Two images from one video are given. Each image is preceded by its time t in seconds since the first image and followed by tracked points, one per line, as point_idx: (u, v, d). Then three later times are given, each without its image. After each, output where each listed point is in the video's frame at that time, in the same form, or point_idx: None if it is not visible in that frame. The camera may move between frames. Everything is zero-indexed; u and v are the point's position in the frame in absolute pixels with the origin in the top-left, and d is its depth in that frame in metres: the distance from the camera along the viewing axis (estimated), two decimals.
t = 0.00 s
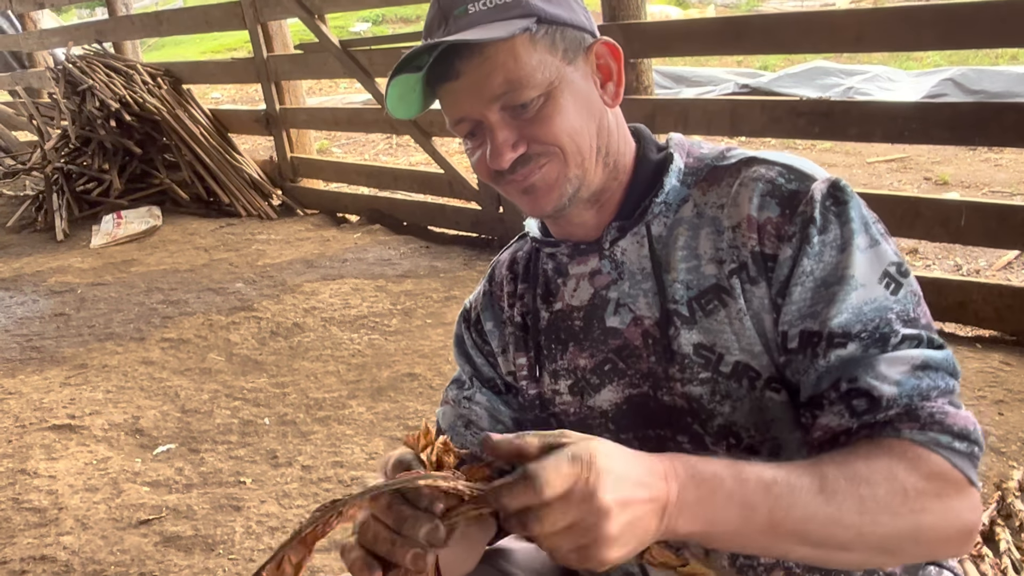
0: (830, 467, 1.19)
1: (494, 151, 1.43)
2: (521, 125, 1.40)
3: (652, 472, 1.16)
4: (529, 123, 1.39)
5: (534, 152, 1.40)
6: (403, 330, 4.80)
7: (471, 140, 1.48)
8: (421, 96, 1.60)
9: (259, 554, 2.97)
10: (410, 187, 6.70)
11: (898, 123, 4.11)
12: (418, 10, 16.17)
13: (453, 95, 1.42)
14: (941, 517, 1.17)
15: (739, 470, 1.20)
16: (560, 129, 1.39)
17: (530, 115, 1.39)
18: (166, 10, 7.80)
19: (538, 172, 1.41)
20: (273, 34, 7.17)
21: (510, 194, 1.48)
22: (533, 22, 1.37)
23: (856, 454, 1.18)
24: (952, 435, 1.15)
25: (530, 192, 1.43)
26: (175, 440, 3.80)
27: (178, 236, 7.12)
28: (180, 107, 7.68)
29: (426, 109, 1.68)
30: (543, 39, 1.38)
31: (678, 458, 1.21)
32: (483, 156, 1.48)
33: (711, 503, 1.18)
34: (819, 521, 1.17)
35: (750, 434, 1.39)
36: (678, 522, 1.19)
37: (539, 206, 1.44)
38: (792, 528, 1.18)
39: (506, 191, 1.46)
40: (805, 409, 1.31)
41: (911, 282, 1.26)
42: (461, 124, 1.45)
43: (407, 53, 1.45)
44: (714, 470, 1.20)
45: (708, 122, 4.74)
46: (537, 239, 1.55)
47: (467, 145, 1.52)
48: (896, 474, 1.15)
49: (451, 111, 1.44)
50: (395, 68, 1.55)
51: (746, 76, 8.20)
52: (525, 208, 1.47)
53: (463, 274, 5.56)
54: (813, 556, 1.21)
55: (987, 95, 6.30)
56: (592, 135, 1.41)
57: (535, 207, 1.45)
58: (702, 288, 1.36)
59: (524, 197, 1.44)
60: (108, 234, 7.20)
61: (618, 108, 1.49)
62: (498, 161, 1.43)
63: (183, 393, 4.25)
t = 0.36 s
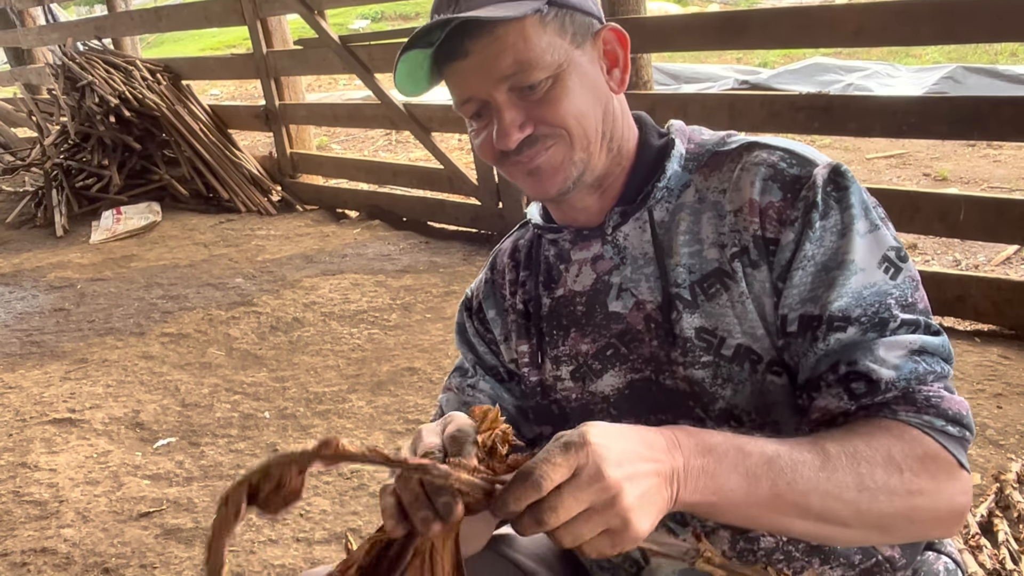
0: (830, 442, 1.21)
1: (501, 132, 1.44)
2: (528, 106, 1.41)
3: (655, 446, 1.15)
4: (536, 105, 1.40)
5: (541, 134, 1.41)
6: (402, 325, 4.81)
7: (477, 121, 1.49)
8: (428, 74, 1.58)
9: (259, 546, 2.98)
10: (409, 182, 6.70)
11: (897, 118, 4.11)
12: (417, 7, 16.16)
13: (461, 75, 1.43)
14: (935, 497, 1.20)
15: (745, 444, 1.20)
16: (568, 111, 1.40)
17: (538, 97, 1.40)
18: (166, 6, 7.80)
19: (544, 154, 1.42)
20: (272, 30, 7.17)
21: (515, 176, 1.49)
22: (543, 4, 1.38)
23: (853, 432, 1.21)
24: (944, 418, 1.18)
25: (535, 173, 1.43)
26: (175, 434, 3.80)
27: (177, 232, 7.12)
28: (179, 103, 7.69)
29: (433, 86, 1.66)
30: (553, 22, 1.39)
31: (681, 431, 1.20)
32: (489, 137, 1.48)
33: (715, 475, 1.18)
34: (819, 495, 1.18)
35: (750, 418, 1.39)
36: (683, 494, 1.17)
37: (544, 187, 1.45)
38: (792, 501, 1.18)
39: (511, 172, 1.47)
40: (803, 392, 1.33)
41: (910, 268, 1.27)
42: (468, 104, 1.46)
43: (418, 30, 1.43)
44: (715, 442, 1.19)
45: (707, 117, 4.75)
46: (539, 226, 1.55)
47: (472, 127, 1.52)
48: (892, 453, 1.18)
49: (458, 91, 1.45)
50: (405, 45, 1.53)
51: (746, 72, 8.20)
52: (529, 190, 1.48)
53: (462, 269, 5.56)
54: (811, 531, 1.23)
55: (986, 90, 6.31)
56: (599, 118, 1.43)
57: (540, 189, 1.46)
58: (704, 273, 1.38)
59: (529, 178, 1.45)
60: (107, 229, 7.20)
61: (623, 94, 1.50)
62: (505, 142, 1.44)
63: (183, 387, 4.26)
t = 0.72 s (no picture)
0: (826, 445, 1.19)
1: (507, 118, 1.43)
2: (534, 93, 1.41)
3: (660, 454, 1.12)
4: (543, 92, 1.41)
5: (546, 121, 1.41)
6: (400, 321, 4.80)
7: (479, 107, 1.48)
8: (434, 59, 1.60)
9: (258, 542, 2.97)
10: (406, 179, 6.70)
11: (893, 114, 4.12)
12: (414, 5, 16.16)
13: (467, 57, 1.42)
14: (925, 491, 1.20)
15: (745, 449, 1.18)
16: (575, 99, 1.40)
17: (545, 84, 1.40)
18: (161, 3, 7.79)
19: (548, 142, 1.42)
20: (268, 27, 7.16)
21: (516, 164, 1.48)
22: None
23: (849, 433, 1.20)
24: (935, 414, 1.19)
25: (539, 160, 1.43)
26: (173, 431, 3.80)
27: (174, 229, 7.11)
28: (175, 100, 7.68)
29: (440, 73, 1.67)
30: (563, 10, 1.40)
31: (681, 435, 1.17)
32: (492, 123, 1.48)
33: (713, 481, 1.15)
34: (817, 498, 1.17)
35: (747, 409, 1.40)
36: (684, 501, 1.14)
37: (545, 176, 1.44)
38: (790, 505, 1.17)
39: (513, 160, 1.47)
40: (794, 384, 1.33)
41: (904, 262, 1.27)
42: (472, 89, 1.46)
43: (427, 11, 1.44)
44: (715, 449, 1.17)
45: (704, 113, 4.75)
46: (536, 215, 1.55)
47: (473, 114, 1.52)
48: (887, 453, 1.17)
49: (463, 74, 1.44)
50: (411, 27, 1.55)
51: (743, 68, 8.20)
52: (530, 179, 1.47)
53: (459, 266, 5.56)
54: (808, 533, 1.22)
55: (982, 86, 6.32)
56: (604, 109, 1.43)
57: (542, 178, 1.45)
58: (702, 265, 1.38)
59: (531, 166, 1.45)
60: (104, 227, 7.18)
61: (627, 86, 1.50)
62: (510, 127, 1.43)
63: (180, 384, 4.25)
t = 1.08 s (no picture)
0: (905, 414, 1.13)
1: (528, 101, 1.47)
2: (557, 77, 1.45)
3: (737, 441, 1.04)
4: (566, 76, 1.45)
5: (567, 106, 1.45)
6: (398, 322, 4.80)
7: (498, 94, 1.52)
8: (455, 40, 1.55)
9: (256, 545, 2.97)
10: (404, 180, 6.69)
11: (892, 114, 4.12)
12: (410, 5, 16.17)
13: (492, 38, 1.46)
14: (1008, 459, 1.13)
15: (826, 430, 1.11)
16: (597, 88, 1.44)
17: (569, 68, 1.45)
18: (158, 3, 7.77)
19: (567, 128, 1.44)
20: (264, 27, 7.15)
21: (532, 152, 1.50)
22: None
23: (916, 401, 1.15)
24: (999, 378, 1.15)
25: (554, 146, 1.45)
26: (170, 433, 3.79)
27: (171, 231, 7.09)
28: (172, 101, 7.66)
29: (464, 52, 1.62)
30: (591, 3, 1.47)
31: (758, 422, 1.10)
32: (511, 110, 1.51)
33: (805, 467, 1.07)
34: (910, 472, 1.10)
35: (766, 412, 1.39)
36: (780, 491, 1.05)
37: (560, 162, 1.45)
38: (884, 483, 1.10)
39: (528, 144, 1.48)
40: (841, 372, 1.30)
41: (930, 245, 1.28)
42: (493, 70, 1.49)
43: None
44: (795, 431, 1.10)
45: (702, 113, 4.75)
46: (547, 220, 1.56)
47: (490, 105, 1.54)
48: (965, 417, 1.11)
49: (486, 56, 1.48)
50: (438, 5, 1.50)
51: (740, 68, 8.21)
52: (543, 168, 1.48)
53: (458, 267, 5.55)
54: (903, 516, 1.13)
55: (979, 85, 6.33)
56: (623, 103, 1.47)
57: (556, 166, 1.46)
58: (718, 264, 1.38)
59: (546, 153, 1.46)
60: (100, 229, 7.16)
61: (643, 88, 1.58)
62: (531, 111, 1.47)
63: (178, 386, 4.24)
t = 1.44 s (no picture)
0: (874, 436, 1.18)
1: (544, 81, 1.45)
2: (575, 60, 1.44)
3: (722, 467, 1.08)
4: (583, 61, 1.44)
5: (581, 91, 1.44)
6: (394, 318, 4.80)
7: (511, 69, 1.49)
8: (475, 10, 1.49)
9: (252, 540, 2.97)
10: (400, 176, 6.69)
11: (887, 108, 4.12)
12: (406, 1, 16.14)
13: (514, 12, 1.43)
14: (969, 475, 1.19)
15: (799, 454, 1.15)
16: (613, 77, 1.44)
17: (588, 53, 1.43)
18: None
19: (579, 112, 1.44)
20: (260, 23, 7.13)
21: (540, 132, 1.49)
22: None
23: (887, 421, 1.20)
24: (970, 397, 1.19)
25: (564, 129, 1.44)
26: (166, 429, 3.78)
27: (167, 227, 7.08)
28: (167, 97, 7.64)
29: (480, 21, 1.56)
30: None
31: (734, 450, 1.14)
32: (523, 88, 1.49)
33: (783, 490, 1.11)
34: (878, 492, 1.15)
35: (760, 401, 1.38)
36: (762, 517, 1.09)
37: (568, 146, 1.45)
38: (857, 503, 1.14)
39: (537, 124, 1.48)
40: (821, 373, 1.33)
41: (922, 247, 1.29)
42: (510, 44, 1.46)
43: None
44: (772, 455, 1.14)
45: (698, 108, 4.75)
46: (543, 208, 1.55)
47: (499, 78, 1.52)
48: (931, 437, 1.16)
49: (505, 30, 1.45)
50: None
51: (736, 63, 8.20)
52: (549, 149, 1.48)
53: (454, 262, 5.55)
54: (869, 530, 1.19)
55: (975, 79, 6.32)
56: (634, 94, 1.47)
57: (564, 149, 1.46)
58: (715, 253, 1.37)
59: (554, 134, 1.46)
60: (96, 225, 7.15)
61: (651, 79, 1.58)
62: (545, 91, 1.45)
63: (174, 382, 4.24)
